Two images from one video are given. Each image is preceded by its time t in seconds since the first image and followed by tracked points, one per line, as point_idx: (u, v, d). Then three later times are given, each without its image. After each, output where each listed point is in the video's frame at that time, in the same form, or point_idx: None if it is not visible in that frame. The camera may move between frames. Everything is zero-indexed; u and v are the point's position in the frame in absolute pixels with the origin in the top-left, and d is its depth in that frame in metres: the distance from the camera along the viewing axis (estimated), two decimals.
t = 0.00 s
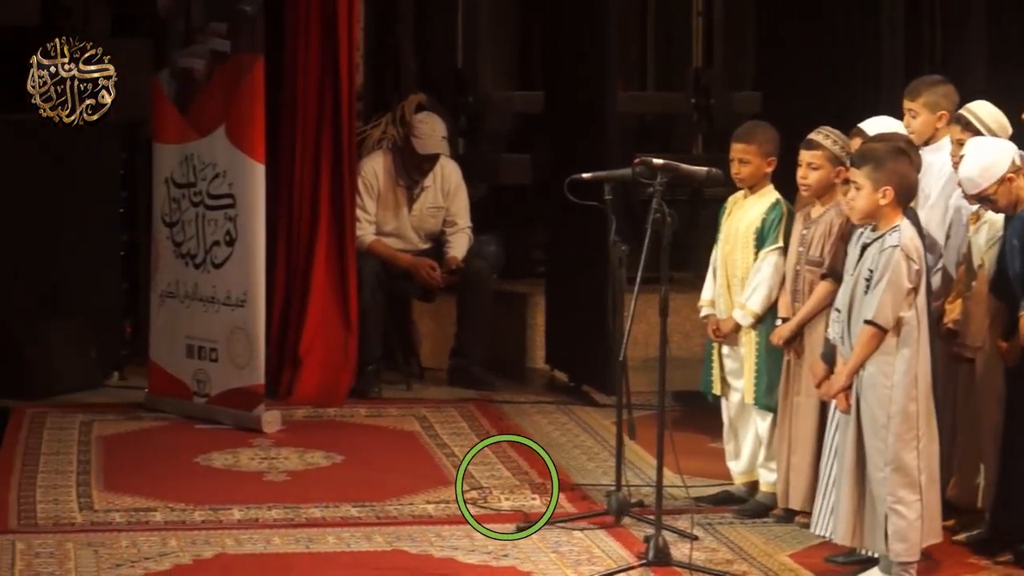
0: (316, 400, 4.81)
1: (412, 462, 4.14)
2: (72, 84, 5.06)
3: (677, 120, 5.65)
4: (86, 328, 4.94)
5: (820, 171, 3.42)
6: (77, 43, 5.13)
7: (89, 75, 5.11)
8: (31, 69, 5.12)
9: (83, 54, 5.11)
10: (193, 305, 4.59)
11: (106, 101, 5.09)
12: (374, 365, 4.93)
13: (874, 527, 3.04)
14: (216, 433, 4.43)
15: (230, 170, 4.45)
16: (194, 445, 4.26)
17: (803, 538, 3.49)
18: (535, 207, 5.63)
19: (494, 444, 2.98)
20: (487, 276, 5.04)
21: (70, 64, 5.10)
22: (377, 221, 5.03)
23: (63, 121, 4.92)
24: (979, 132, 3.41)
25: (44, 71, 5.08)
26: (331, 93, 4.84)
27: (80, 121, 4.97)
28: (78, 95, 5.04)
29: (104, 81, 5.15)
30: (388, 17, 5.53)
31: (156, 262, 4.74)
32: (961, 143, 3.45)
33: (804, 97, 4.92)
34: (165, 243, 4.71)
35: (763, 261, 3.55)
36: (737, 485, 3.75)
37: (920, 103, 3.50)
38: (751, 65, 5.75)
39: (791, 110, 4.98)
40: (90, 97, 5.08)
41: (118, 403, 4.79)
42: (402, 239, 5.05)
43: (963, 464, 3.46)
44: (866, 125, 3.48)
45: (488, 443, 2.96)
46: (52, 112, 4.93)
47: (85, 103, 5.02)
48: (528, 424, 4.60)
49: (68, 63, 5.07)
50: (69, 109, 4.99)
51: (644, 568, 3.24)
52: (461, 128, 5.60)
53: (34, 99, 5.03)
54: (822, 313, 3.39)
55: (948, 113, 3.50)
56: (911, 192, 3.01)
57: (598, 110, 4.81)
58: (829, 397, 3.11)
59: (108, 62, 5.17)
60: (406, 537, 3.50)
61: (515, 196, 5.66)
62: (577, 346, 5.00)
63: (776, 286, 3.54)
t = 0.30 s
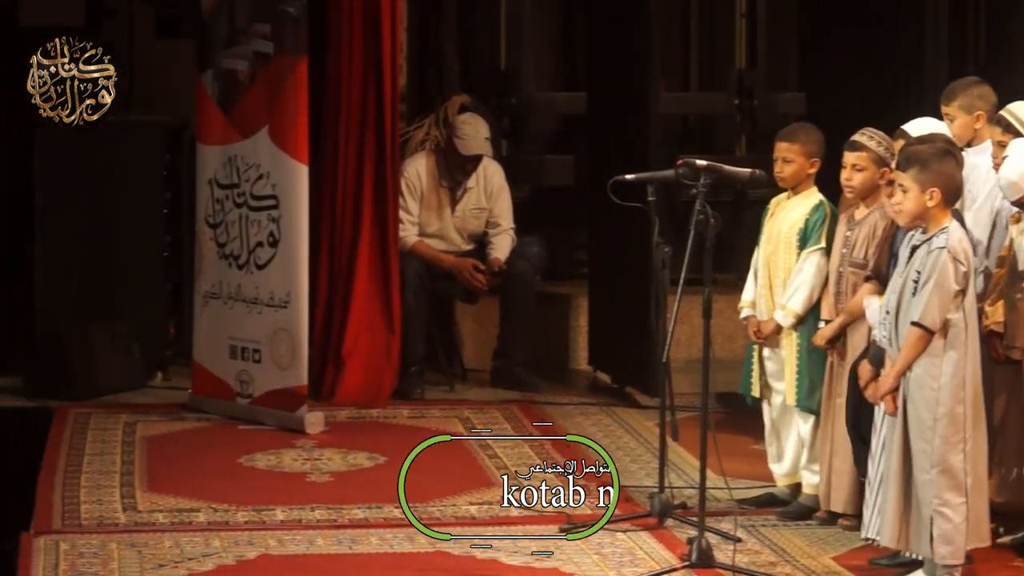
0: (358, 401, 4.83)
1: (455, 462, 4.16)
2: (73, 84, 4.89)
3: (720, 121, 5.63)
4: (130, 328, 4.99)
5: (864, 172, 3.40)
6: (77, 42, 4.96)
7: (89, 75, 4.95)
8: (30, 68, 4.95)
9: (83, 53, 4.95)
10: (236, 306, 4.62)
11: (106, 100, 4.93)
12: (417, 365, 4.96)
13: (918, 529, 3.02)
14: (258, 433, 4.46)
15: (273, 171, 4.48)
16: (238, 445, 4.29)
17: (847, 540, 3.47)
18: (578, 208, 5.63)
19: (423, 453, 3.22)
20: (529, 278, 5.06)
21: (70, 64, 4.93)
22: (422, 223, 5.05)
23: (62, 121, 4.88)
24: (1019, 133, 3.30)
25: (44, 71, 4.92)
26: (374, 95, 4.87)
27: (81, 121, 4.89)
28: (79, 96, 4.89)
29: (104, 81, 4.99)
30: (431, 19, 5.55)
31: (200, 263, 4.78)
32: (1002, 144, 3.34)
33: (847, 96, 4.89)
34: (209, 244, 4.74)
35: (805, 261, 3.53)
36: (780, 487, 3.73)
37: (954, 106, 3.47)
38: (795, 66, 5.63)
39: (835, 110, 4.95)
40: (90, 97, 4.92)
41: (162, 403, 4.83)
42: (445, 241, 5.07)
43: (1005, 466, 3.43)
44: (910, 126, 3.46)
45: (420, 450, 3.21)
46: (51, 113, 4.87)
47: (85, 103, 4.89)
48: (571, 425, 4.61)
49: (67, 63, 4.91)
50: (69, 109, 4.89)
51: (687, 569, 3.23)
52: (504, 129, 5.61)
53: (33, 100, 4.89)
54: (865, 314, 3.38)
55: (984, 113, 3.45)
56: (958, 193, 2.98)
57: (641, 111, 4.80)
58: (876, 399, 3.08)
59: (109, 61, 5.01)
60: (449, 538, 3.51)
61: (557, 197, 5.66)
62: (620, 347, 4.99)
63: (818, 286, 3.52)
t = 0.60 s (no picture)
0: (400, 401, 4.86)
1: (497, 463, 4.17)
2: (72, 84, 5.11)
3: (763, 121, 5.60)
4: (174, 328, 5.03)
5: (907, 174, 3.39)
6: (77, 42, 5.20)
7: (89, 75, 5.17)
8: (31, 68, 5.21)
9: (83, 54, 5.18)
10: (279, 307, 4.66)
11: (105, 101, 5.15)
12: (459, 367, 4.98)
13: (963, 532, 3.00)
14: (301, 433, 4.49)
15: (315, 172, 4.51)
16: (280, 446, 4.32)
17: (889, 543, 3.45)
18: (619, 209, 5.63)
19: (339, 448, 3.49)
20: (571, 279, 5.05)
21: (70, 64, 5.16)
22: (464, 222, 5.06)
23: (63, 122, 5.10)
24: None
25: (44, 71, 5.16)
26: (416, 97, 4.89)
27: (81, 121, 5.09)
28: (79, 95, 5.11)
29: (104, 81, 5.23)
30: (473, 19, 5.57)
31: (242, 264, 4.82)
32: None
33: (891, 97, 4.85)
34: (251, 245, 4.78)
35: (848, 260, 3.51)
36: (821, 489, 3.71)
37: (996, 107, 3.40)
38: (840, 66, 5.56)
39: (879, 110, 4.92)
40: (90, 97, 5.14)
41: (206, 403, 4.88)
42: (485, 242, 5.08)
43: None
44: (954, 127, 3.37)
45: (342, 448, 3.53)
46: (51, 113, 5.13)
47: (85, 103, 5.10)
48: (613, 426, 4.60)
49: (67, 63, 5.14)
50: (70, 109, 5.10)
51: (728, 571, 3.22)
52: (546, 129, 5.61)
53: (33, 99, 5.17)
54: (909, 315, 3.36)
55: None
56: (1004, 194, 2.96)
57: (683, 111, 4.79)
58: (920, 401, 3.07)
59: (110, 62, 5.24)
60: (491, 539, 3.52)
61: (599, 198, 5.66)
62: (662, 348, 4.98)
63: (862, 286, 3.50)
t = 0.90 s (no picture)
0: (442, 402, 4.87)
1: (539, 464, 4.18)
2: (72, 84, 5.39)
3: (804, 121, 5.58)
4: (215, 329, 5.07)
5: (951, 173, 3.36)
6: (77, 43, 5.44)
7: (89, 75, 5.41)
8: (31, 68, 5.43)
9: (83, 54, 5.41)
10: (319, 308, 4.69)
11: (105, 100, 5.41)
12: (499, 367, 4.99)
13: (1003, 535, 2.96)
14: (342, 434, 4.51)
15: (356, 172, 4.53)
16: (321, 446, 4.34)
17: (931, 544, 3.43)
18: (660, 210, 5.63)
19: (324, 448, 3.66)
20: (612, 280, 5.06)
21: (70, 64, 5.41)
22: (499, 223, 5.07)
23: (63, 121, 5.36)
24: None
25: (45, 71, 5.40)
26: (456, 97, 4.91)
27: (81, 120, 5.37)
28: (78, 96, 5.39)
29: (104, 81, 5.43)
30: (514, 21, 5.58)
31: (284, 264, 4.85)
32: None
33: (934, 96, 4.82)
34: (293, 246, 4.81)
35: (892, 260, 3.48)
36: (863, 490, 3.69)
37: None
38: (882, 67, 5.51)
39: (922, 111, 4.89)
40: (90, 97, 5.40)
41: (248, 404, 4.91)
42: (527, 239, 5.09)
43: None
44: (999, 128, 3.34)
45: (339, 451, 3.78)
46: (51, 112, 5.37)
47: (85, 104, 5.38)
48: (654, 428, 4.59)
49: (67, 63, 5.38)
50: (70, 109, 5.39)
51: (769, 573, 3.20)
52: (587, 131, 5.62)
53: (33, 99, 5.38)
54: (953, 318, 3.33)
55: None
56: None
57: (724, 111, 4.78)
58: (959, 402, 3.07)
59: (110, 62, 5.44)
60: (532, 540, 3.52)
61: (641, 198, 5.66)
62: (702, 349, 4.97)
63: (905, 287, 3.48)
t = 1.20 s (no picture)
0: (484, 403, 4.88)
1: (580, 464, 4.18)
2: (73, 84, 5.29)
3: (848, 121, 5.54)
4: (258, 330, 5.11)
5: (994, 174, 3.33)
6: (76, 44, 5.41)
7: (89, 76, 5.37)
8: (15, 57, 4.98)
9: (83, 55, 5.39)
10: (362, 308, 4.71)
11: (105, 101, 5.40)
12: (541, 368, 4.99)
13: None
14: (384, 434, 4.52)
15: (399, 173, 4.55)
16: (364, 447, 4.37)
17: (974, 546, 3.41)
18: (702, 210, 5.62)
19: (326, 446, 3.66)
20: (654, 280, 5.05)
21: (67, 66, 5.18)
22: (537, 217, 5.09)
23: (65, 121, 5.26)
24: None
25: (45, 74, 4.91)
26: (499, 97, 4.92)
27: (82, 121, 5.36)
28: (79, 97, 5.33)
29: (104, 82, 5.42)
30: (556, 22, 5.59)
31: (327, 265, 4.88)
32: None
33: (978, 97, 4.78)
34: (335, 246, 4.84)
35: (935, 259, 3.46)
36: (905, 491, 3.67)
37: None
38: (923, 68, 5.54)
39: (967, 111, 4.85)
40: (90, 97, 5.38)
41: (291, 405, 4.94)
42: (571, 229, 5.09)
43: None
44: None
45: (341, 449, 3.77)
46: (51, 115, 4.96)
47: (86, 105, 5.35)
48: (696, 429, 4.58)
49: (68, 63, 5.30)
50: (70, 109, 5.29)
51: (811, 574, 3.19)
52: (629, 132, 5.62)
53: (32, 99, 4.85)
54: (996, 320, 3.31)
55: None
56: None
57: (766, 111, 4.76)
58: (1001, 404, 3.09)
59: (109, 61, 5.45)
60: (574, 541, 3.53)
61: (683, 198, 5.65)
62: (745, 350, 4.95)
63: (948, 286, 3.45)
